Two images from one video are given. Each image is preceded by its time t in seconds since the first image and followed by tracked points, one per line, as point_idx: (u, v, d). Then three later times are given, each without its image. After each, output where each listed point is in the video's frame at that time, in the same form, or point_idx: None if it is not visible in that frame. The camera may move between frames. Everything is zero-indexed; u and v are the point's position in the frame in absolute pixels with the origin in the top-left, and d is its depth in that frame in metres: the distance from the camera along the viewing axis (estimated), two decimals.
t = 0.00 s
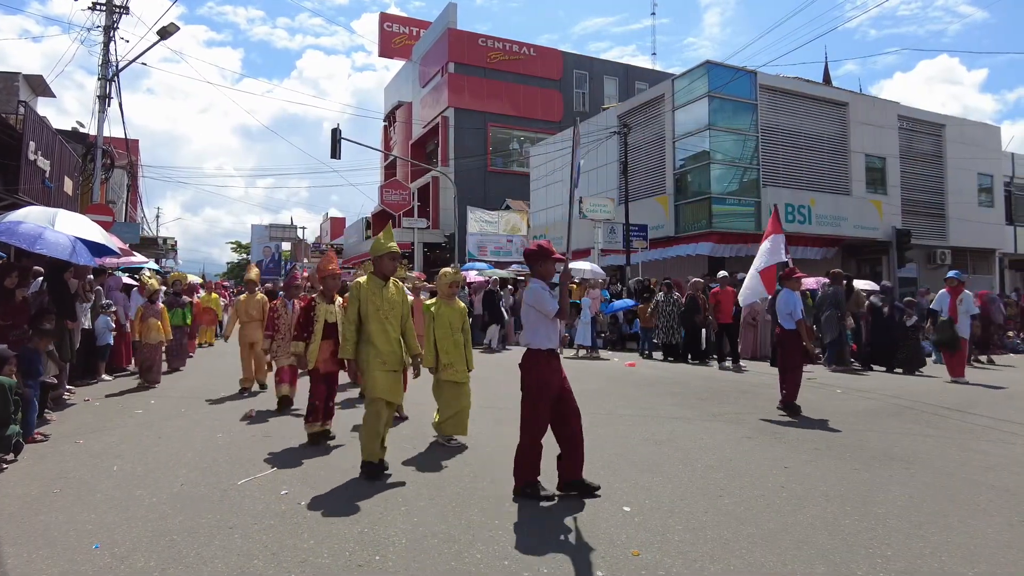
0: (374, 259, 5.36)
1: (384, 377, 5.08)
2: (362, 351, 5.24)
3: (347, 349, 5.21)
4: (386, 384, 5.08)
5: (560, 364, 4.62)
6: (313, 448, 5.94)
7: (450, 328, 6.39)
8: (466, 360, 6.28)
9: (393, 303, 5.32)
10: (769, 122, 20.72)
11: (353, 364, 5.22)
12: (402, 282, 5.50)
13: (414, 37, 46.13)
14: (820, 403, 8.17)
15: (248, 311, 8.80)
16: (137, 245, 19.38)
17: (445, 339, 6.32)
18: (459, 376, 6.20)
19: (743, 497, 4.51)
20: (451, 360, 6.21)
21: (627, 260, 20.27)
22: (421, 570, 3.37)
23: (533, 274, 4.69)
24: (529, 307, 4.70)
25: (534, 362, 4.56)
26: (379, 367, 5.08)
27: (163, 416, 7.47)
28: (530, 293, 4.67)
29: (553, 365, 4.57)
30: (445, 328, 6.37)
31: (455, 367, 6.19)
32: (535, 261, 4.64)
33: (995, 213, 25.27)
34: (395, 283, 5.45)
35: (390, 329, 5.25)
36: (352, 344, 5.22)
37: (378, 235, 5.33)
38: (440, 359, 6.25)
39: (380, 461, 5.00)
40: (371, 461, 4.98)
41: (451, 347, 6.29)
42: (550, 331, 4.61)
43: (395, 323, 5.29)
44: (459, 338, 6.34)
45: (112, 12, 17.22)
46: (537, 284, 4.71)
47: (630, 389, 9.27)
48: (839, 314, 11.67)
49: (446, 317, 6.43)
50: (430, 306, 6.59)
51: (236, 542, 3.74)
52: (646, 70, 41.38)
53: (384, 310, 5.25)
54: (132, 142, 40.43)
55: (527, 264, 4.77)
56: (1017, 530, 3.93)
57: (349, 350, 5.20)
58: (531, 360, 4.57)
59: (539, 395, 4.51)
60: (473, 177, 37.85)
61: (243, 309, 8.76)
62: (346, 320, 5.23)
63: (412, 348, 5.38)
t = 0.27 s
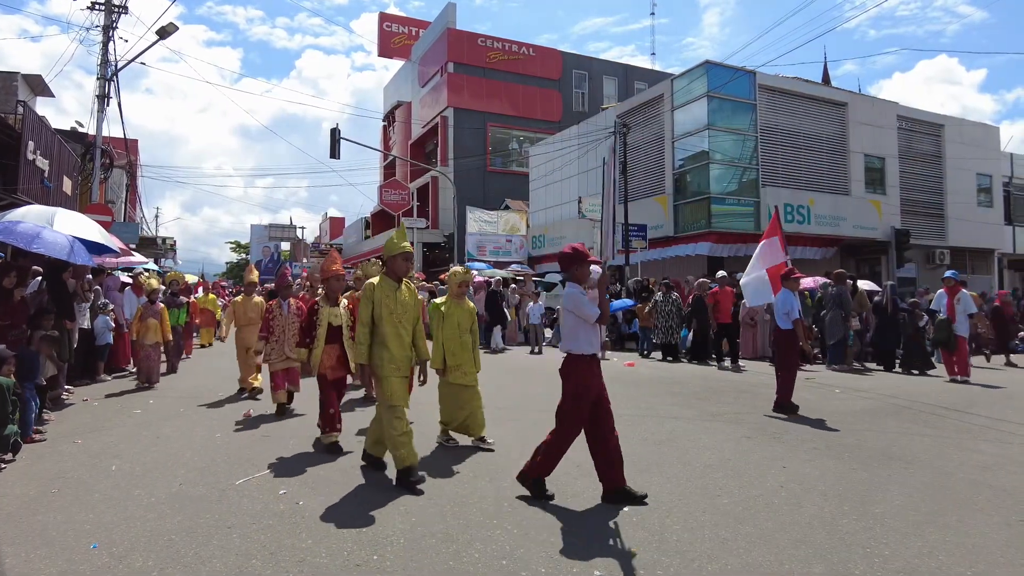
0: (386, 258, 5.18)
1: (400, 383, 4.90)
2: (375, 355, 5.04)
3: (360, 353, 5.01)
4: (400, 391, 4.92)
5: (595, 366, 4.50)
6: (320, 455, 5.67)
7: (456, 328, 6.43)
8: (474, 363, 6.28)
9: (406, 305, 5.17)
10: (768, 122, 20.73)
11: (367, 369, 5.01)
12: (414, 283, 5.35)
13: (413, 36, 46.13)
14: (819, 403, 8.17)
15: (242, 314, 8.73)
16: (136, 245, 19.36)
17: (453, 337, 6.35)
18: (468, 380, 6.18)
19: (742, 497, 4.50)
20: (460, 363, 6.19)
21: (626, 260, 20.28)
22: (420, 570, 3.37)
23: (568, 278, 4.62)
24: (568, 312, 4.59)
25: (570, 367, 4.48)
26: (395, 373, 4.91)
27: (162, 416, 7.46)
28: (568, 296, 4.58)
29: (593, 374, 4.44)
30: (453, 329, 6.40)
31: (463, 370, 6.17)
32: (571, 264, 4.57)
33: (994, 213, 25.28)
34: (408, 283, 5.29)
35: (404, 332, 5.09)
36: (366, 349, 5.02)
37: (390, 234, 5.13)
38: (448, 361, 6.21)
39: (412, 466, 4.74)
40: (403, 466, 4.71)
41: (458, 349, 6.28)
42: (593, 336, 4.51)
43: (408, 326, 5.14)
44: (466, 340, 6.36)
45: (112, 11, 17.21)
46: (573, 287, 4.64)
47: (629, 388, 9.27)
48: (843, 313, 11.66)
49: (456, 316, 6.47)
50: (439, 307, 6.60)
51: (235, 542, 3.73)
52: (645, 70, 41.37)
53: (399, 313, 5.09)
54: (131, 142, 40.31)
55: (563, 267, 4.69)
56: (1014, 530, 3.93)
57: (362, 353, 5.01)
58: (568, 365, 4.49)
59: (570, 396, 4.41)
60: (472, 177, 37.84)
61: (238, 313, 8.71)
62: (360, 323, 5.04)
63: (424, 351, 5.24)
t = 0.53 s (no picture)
0: (401, 254, 4.97)
1: (419, 383, 4.76)
2: (393, 354, 4.81)
3: (378, 352, 4.71)
4: (418, 392, 4.75)
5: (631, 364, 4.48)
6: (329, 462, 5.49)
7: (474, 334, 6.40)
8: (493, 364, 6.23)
9: (422, 303, 5.01)
10: (767, 122, 20.74)
11: (385, 369, 4.75)
12: (429, 279, 5.17)
13: (413, 36, 46.13)
14: (818, 403, 8.18)
15: (242, 315, 8.71)
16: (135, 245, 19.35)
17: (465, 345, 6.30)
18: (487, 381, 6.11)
19: (741, 497, 4.50)
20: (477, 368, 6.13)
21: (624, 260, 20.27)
22: (419, 570, 3.36)
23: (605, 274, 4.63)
24: (603, 309, 4.58)
25: (610, 363, 4.45)
26: (413, 373, 4.75)
27: (161, 416, 7.45)
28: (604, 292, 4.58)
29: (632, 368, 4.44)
30: (472, 331, 6.40)
31: (480, 372, 6.12)
32: (609, 259, 4.57)
33: (992, 213, 25.30)
34: (423, 280, 5.11)
35: (421, 330, 4.93)
36: (383, 348, 4.74)
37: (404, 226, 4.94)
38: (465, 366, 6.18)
39: (413, 475, 4.66)
40: (402, 476, 4.65)
41: (477, 352, 6.26)
42: (627, 335, 4.47)
43: (426, 324, 4.98)
44: (485, 340, 6.36)
45: (111, 11, 17.20)
46: (610, 283, 4.64)
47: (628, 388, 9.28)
48: (847, 314, 11.65)
49: (474, 318, 6.45)
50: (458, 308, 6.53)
51: (234, 542, 3.73)
52: (644, 70, 41.38)
53: (414, 311, 4.91)
54: (130, 142, 40.29)
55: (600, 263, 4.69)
56: (1013, 529, 3.94)
57: (380, 352, 4.71)
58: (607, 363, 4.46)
59: (619, 395, 4.40)
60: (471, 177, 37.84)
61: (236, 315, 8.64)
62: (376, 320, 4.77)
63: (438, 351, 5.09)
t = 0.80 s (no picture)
0: (423, 254, 4.84)
1: (441, 387, 4.62)
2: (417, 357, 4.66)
3: (403, 353, 4.50)
4: (442, 397, 4.60)
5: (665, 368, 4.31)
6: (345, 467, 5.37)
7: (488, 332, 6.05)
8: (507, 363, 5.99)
9: (443, 305, 4.85)
10: (766, 123, 20.76)
11: (411, 372, 4.49)
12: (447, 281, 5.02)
13: (412, 36, 46.12)
14: (817, 403, 8.18)
15: (242, 317, 8.49)
16: (134, 245, 19.33)
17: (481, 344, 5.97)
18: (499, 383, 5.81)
19: (743, 498, 4.49)
20: (490, 367, 5.83)
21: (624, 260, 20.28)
22: (419, 570, 3.36)
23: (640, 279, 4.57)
24: (644, 312, 4.47)
25: (646, 367, 4.32)
26: (434, 377, 4.64)
27: (160, 416, 7.45)
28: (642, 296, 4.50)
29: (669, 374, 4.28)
30: (487, 331, 6.04)
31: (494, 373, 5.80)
32: (644, 263, 4.51)
33: (991, 213, 25.33)
34: (443, 281, 4.95)
35: (444, 333, 4.77)
36: (409, 350, 4.53)
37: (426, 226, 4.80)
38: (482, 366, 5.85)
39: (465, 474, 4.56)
40: (455, 475, 4.52)
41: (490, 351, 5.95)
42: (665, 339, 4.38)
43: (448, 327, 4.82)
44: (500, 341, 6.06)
45: (110, 11, 17.18)
46: (648, 287, 4.57)
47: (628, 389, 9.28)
48: (852, 314, 11.72)
49: (488, 319, 6.08)
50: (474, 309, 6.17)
51: (234, 542, 3.73)
52: (643, 71, 41.39)
53: (433, 313, 4.75)
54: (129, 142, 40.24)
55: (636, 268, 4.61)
56: (1011, 529, 3.95)
57: (406, 354, 4.51)
58: (640, 368, 4.35)
59: (652, 398, 4.24)
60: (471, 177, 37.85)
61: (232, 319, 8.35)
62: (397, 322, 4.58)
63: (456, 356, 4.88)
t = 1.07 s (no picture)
0: (453, 255, 4.62)
1: (472, 394, 4.35)
2: (447, 362, 4.41)
3: (433, 359, 4.32)
4: (473, 404, 4.34)
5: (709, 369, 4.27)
6: (360, 473, 5.18)
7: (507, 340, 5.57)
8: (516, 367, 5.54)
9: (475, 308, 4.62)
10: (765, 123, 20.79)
11: (439, 378, 4.29)
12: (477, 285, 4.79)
13: (411, 36, 46.12)
14: (817, 403, 8.19)
15: (240, 317, 8.28)
16: (132, 245, 19.33)
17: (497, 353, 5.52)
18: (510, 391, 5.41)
19: (742, 498, 4.49)
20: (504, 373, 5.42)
21: (623, 260, 20.30)
22: (419, 570, 3.37)
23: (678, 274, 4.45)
24: (684, 310, 4.36)
25: (687, 366, 4.27)
26: (465, 383, 4.37)
27: (160, 417, 7.45)
28: (683, 293, 4.41)
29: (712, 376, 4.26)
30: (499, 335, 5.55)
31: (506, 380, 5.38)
32: (679, 261, 4.44)
33: (990, 213, 25.36)
34: (473, 285, 4.73)
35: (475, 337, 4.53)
36: (439, 354, 4.35)
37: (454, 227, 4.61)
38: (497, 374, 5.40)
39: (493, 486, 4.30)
40: (482, 488, 4.27)
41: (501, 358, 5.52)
42: (709, 339, 4.31)
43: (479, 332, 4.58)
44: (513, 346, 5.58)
45: (108, 11, 17.17)
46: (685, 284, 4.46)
47: (627, 389, 9.29)
48: (859, 316, 11.68)
49: (501, 323, 5.58)
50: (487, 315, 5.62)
51: (233, 542, 3.73)
52: (642, 71, 41.42)
53: (464, 315, 4.52)
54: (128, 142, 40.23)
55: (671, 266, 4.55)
56: (1009, 528, 3.96)
57: (436, 359, 4.32)
58: (680, 365, 4.31)
59: (689, 397, 4.25)
60: (470, 177, 37.85)
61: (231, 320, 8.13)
62: (428, 325, 4.39)
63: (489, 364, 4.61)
